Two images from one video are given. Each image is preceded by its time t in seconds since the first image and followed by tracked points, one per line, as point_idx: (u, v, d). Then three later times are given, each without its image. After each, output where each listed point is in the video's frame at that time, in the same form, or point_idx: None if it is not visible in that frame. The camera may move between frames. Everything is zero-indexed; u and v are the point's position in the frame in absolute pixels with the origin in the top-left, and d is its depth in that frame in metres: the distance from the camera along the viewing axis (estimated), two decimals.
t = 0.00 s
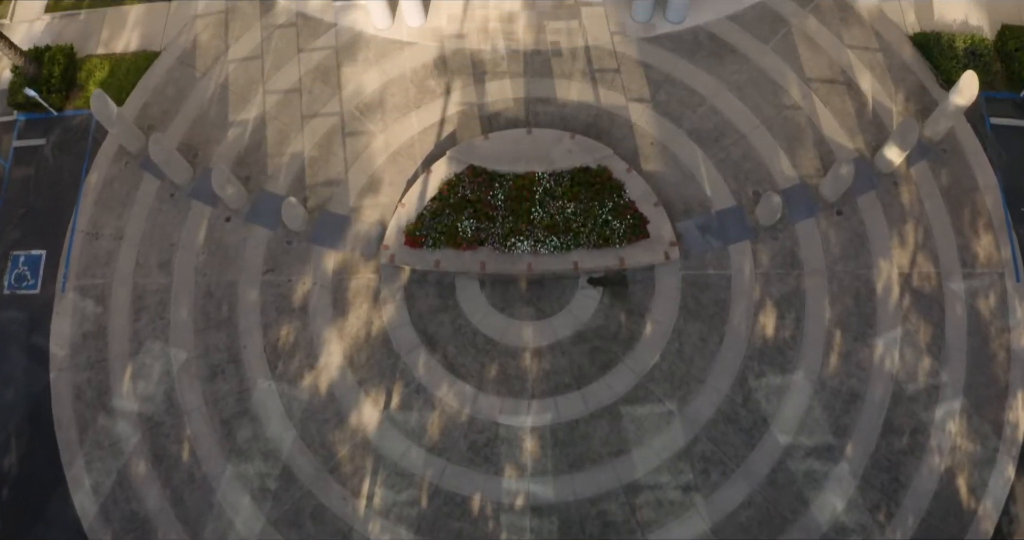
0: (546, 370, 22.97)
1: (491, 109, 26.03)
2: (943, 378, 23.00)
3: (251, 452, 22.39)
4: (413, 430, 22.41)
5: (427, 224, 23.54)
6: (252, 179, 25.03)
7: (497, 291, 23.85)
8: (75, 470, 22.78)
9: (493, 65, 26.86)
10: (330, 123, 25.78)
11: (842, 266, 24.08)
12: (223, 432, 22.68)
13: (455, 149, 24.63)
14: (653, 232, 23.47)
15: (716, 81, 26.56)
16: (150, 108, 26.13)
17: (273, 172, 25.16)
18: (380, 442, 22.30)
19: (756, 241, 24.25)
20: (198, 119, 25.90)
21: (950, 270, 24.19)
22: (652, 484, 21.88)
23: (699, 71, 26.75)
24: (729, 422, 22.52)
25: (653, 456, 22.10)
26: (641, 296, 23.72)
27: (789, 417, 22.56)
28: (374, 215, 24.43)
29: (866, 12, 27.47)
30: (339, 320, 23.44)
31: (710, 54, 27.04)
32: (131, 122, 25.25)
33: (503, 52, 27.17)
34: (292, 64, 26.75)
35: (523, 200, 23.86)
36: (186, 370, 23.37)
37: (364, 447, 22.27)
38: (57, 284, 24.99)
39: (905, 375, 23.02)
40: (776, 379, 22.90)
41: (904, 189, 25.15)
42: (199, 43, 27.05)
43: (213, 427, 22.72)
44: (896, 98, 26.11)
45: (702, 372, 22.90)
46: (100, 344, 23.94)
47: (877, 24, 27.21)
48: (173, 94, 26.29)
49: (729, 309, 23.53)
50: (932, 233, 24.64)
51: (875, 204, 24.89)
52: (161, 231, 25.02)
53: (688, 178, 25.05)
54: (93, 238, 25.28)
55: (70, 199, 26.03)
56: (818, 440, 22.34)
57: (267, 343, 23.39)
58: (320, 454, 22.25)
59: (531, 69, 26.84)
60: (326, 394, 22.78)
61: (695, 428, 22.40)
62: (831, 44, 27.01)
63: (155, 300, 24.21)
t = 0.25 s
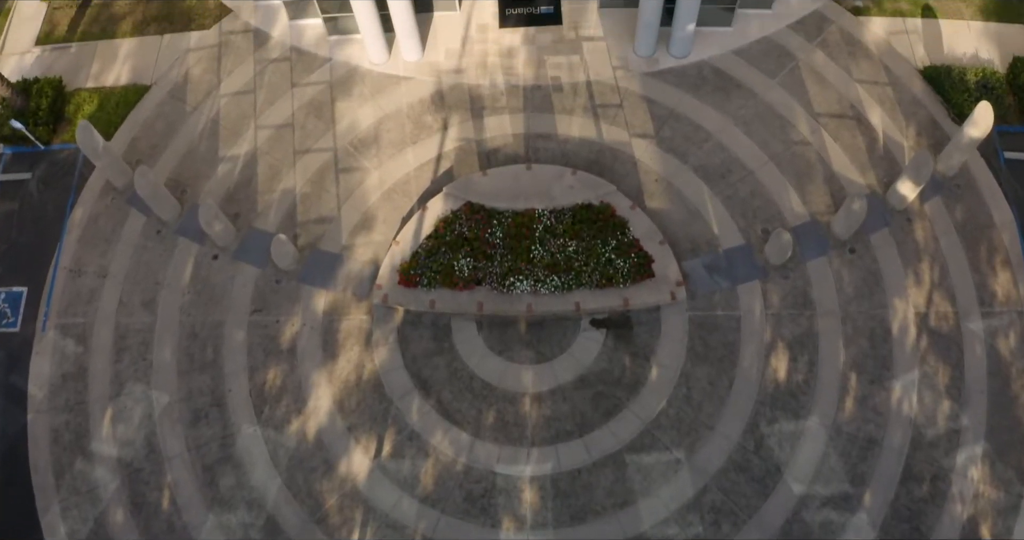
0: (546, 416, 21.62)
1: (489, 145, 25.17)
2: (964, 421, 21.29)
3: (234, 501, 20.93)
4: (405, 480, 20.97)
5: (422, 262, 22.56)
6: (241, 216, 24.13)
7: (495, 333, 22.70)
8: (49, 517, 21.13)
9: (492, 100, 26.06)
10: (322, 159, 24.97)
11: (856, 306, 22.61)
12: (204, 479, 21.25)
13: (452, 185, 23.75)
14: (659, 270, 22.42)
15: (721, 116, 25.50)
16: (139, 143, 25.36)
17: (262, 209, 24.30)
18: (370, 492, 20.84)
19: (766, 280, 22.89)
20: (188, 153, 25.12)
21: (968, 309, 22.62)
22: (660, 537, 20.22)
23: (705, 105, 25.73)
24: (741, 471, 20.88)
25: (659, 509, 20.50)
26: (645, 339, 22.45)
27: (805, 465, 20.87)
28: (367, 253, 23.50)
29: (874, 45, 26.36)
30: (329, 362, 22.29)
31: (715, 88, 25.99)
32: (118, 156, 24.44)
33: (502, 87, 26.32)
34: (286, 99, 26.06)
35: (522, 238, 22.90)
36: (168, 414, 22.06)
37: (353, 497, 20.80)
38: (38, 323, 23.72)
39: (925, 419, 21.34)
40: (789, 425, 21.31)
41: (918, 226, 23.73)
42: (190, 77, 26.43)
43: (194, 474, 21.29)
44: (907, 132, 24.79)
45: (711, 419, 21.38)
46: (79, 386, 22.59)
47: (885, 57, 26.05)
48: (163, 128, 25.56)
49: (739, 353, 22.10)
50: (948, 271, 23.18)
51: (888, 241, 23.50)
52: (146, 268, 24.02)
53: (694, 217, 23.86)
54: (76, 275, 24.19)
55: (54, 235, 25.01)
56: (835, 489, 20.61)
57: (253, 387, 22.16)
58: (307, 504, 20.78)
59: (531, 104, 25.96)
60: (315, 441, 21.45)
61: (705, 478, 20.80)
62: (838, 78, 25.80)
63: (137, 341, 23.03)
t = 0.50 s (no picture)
0: (547, 462, 20.11)
1: (487, 179, 24.16)
2: (989, 465, 19.53)
3: None
4: (396, 529, 19.37)
5: (417, 300, 21.61)
6: (230, 251, 23.24)
7: (493, 374, 21.43)
8: None
9: (491, 133, 24.99)
10: (314, 194, 24.16)
11: (870, 344, 21.06)
12: (183, 526, 19.73)
13: (448, 220, 22.79)
14: (665, 308, 21.34)
15: (727, 149, 24.27)
16: (127, 176, 24.59)
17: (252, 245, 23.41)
18: None
19: (777, 318, 21.44)
20: (176, 187, 24.33)
21: (988, 347, 21.01)
22: None
23: (711, 137, 24.51)
24: (755, 521, 19.08)
25: None
26: (652, 381, 21.00)
27: (821, 515, 19.06)
28: (359, 291, 22.53)
29: (883, 76, 25.01)
30: (318, 405, 21.07)
31: (720, 120, 24.75)
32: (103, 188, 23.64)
33: (501, 119, 25.20)
34: (277, 131, 25.34)
35: (521, 274, 21.86)
36: (148, 457, 20.65)
37: None
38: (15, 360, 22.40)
39: (947, 462, 19.58)
40: (804, 471, 19.60)
41: (933, 261, 22.28)
42: (181, 109, 25.77)
43: (172, 521, 19.76)
44: (919, 165, 23.42)
45: (721, 464, 19.74)
46: (57, 425, 21.19)
47: (894, 89, 24.74)
48: (151, 161, 24.83)
49: (750, 394, 20.58)
50: (965, 307, 21.63)
51: (903, 278, 22.05)
52: (129, 305, 22.96)
53: (700, 253, 22.62)
54: (57, 311, 23.04)
55: (36, 269, 23.92)
56: None
57: (238, 429, 20.86)
58: None
59: (531, 136, 24.84)
60: (301, 486, 20.05)
61: (717, 528, 19.03)
62: (847, 110, 24.54)
63: (118, 380, 21.76)
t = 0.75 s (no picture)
0: (547, 505, 18.85)
1: (485, 211, 23.21)
2: (1015, 506, 18.21)
3: None
4: None
5: (410, 334, 20.60)
6: (216, 284, 22.29)
7: (490, 412, 20.25)
8: None
9: (489, 164, 24.09)
10: (304, 226, 23.28)
11: (887, 379, 19.90)
12: None
13: (444, 251, 21.82)
14: (671, 343, 20.31)
15: (735, 180, 23.35)
16: (113, 207, 23.77)
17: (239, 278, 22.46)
18: None
19: (789, 354, 20.34)
20: (162, 219, 23.51)
21: (1011, 382, 19.81)
22: None
23: (716, 168, 23.60)
24: None
25: None
26: (658, 420, 19.77)
27: None
28: (351, 325, 21.52)
29: (892, 105, 24.39)
30: (304, 444, 19.88)
31: (726, 151, 23.87)
32: (88, 217, 22.80)
33: (499, 150, 24.33)
34: (269, 161, 24.56)
35: (520, 307, 20.85)
36: (125, 499, 19.37)
37: None
38: None
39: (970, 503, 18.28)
40: (821, 515, 18.32)
41: (950, 292, 21.22)
42: (170, 139, 25.12)
43: None
44: (931, 195, 22.60)
45: (733, 507, 18.47)
46: (33, 463, 19.98)
47: (904, 119, 24.07)
48: (138, 192, 24.05)
49: (762, 433, 19.35)
50: (985, 339, 20.49)
51: (919, 310, 20.93)
52: (111, 338, 21.82)
53: (707, 287, 21.59)
54: (36, 344, 21.91)
55: (15, 301, 22.86)
56: None
57: (220, 470, 19.63)
58: None
59: (531, 168, 23.93)
60: (285, 531, 18.75)
61: None
62: (856, 140, 23.78)
63: (96, 416, 20.54)
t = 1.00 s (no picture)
0: None
1: (483, 239, 22.29)
2: None
3: None
4: None
5: (403, 366, 19.59)
6: (201, 313, 21.34)
7: (487, 448, 19.06)
8: None
9: (487, 191, 23.23)
10: (294, 254, 22.38)
11: (905, 411, 18.77)
12: None
13: (439, 279, 20.85)
14: (678, 376, 19.28)
15: (742, 208, 22.47)
16: (97, 234, 22.97)
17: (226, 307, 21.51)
18: None
19: (802, 386, 19.26)
20: (148, 247, 22.68)
21: None
22: None
23: (722, 195, 22.76)
24: None
25: None
26: (665, 456, 18.57)
27: None
28: (341, 357, 20.50)
29: (902, 131, 23.76)
30: (290, 481, 18.68)
31: (732, 178, 23.05)
32: (71, 243, 21.94)
33: (498, 178, 23.48)
34: (260, 189, 23.77)
35: (519, 336, 19.82)
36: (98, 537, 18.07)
37: None
38: None
39: None
40: None
41: (968, 320, 20.20)
42: (159, 166, 24.45)
43: None
44: (945, 222, 21.79)
45: None
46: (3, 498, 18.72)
47: (915, 145, 23.38)
48: (124, 220, 23.27)
49: (776, 469, 18.16)
50: (1006, 369, 19.40)
51: (937, 340, 19.87)
52: (91, 369, 20.75)
53: (716, 317, 20.58)
54: (13, 374, 20.82)
55: None
56: None
57: (200, 507, 18.39)
58: None
59: (530, 196, 23.05)
60: None
61: None
62: (866, 166, 23.03)
63: (73, 449, 19.36)
